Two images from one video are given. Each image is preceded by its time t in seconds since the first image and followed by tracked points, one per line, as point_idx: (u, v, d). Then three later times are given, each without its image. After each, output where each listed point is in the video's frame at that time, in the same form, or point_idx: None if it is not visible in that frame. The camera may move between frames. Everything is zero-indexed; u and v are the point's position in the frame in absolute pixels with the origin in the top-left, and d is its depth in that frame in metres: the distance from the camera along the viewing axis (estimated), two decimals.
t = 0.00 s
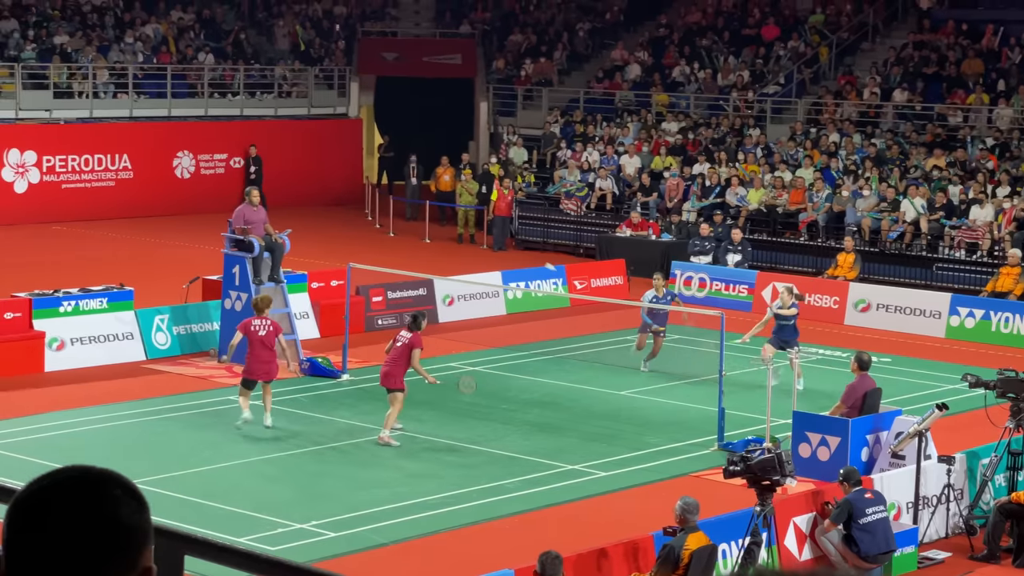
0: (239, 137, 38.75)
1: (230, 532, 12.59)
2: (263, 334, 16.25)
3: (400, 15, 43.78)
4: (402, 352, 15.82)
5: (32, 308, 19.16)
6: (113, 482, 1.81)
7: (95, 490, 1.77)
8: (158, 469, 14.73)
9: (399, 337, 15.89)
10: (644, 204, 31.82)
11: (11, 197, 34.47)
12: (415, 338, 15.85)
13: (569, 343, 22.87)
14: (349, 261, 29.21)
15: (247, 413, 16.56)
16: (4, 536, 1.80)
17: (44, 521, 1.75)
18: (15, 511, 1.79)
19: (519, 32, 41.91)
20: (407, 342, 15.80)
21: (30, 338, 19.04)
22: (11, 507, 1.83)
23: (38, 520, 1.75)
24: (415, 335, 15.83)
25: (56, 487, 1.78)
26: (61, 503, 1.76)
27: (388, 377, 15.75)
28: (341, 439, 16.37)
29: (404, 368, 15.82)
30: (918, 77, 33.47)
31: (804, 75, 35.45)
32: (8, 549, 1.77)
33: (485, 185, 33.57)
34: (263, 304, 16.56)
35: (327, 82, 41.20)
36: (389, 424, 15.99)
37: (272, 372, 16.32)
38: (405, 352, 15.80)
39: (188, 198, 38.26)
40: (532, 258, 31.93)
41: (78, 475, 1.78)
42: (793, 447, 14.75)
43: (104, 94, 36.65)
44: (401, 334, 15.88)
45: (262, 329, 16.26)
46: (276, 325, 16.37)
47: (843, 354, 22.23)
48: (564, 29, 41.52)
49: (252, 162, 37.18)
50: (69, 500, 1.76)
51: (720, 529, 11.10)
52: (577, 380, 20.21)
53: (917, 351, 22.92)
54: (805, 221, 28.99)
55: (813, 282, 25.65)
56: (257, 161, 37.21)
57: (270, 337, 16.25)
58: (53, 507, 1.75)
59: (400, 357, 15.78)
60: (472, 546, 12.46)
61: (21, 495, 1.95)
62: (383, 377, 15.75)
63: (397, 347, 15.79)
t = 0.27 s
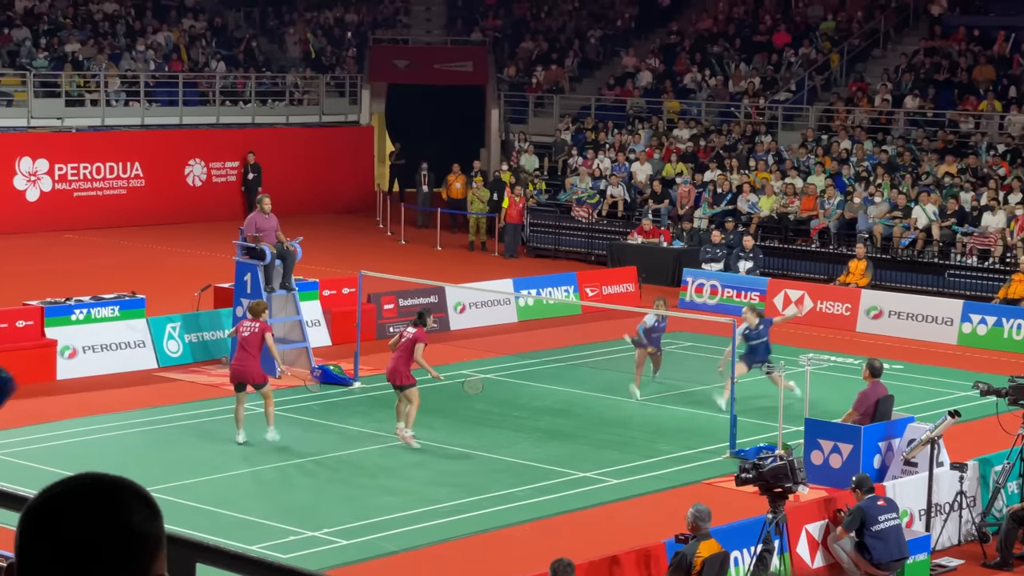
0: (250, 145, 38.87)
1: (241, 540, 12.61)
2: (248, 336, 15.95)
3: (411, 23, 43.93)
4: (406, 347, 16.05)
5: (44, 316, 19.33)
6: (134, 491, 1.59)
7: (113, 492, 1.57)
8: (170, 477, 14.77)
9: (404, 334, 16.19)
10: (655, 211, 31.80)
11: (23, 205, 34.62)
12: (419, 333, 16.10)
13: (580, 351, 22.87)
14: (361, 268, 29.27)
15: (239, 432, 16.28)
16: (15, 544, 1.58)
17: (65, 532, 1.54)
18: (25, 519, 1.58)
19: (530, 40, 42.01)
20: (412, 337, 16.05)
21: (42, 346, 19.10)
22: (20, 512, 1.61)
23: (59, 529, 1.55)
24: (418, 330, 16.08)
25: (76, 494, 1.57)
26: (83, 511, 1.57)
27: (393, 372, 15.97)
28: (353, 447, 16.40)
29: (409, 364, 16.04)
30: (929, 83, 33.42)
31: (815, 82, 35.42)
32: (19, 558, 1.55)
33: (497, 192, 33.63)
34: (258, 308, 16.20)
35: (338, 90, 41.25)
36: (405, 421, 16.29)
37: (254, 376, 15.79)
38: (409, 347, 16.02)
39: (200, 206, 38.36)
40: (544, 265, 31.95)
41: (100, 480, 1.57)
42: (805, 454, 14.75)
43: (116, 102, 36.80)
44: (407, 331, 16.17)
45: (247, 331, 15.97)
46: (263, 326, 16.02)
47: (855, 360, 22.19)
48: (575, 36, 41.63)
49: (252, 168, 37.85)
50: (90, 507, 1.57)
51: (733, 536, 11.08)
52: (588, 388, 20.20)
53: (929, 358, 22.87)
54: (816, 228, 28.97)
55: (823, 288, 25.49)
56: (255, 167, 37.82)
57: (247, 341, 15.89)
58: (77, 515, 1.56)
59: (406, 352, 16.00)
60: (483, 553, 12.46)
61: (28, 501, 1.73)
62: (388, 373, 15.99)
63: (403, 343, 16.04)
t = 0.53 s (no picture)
0: (267, 157, 39.05)
1: (258, 551, 12.64)
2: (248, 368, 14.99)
3: (427, 35, 44.13)
4: (419, 367, 15.91)
5: (62, 328, 19.42)
6: (147, 498, 1.92)
7: (128, 505, 1.89)
8: (187, 489, 14.82)
9: (414, 352, 16.03)
10: (671, 222, 31.77)
11: (41, 218, 34.85)
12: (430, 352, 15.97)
13: (597, 362, 22.87)
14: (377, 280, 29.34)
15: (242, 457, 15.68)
16: (41, 548, 1.89)
17: (88, 530, 1.86)
18: (46, 530, 1.89)
19: (546, 51, 42.11)
20: (421, 357, 15.92)
21: (59, 357, 19.20)
22: (45, 521, 1.93)
23: (82, 531, 1.86)
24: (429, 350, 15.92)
25: (96, 501, 1.89)
26: (105, 516, 1.88)
27: (408, 394, 15.87)
28: (369, 458, 16.43)
29: (423, 383, 15.95)
30: (946, 94, 33.36)
31: (831, 93, 35.40)
32: (43, 561, 1.85)
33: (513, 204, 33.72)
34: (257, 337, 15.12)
35: (354, 102, 41.45)
36: (430, 441, 16.24)
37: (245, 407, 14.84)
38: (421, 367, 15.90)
39: (218, 218, 38.49)
40: (560, 276, 31.96)
41: (112, 492, 1.89)
42: (822, 465, 14.71)
43: (133, 114, 37.02)
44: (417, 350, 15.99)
45: (246, 362, 15.02)
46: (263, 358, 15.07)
47: (872, 372, 22.13)
48: (591, 47, 41.76)
49: (257, 183, 37.89)
50: (110, 511, 1.88)
51: (750, 548, 11.05)
52: (604, 399, 20.20)
53: (946, 370, 22.78)
54: (833, 238, 28.91)
55: (839, 300, 25.48)
56: (261, 182, 37.86)
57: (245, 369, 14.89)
58: (99, 518, 1.87)
59: (418, 373, 15.90)
60: (500, 565, 12.47)
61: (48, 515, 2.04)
62: (404, 396, 15.89)
63: (413, 363, 15.91)
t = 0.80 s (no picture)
0: (284, 170, 39.23)
1: (275, 565, 12.68)
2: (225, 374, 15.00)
3: (444, 48, 44.35)
4: (423, 377, 15.99)
5: (79, 341, 19.50)
6: (166, 513, 1.81)
7: (148, 520, 1.79)
8: (204, 502, 14.87)
9: (417, 361, 16.07)
10: (688, 235, 31.75)
11: (59, 231, 35.10)
12: (433, 360, 16.02)
13: (614, 375, 22.87)
14: (395, 292, 29.41)
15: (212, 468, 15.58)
16: (54, 562, 1.78)
17: (107, 547, 1.75)
18: (63, 540, 1.77)
19: (563, 64, 42.21)
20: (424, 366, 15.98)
21: (77, 370, 19.30)
22: (59, 534, 1.82)
23: (100, 547, 1.76)
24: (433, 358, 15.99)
25: (115, 516, 1.78)
26: (125, 530, 1.77)
27: (414, 403, 15.90)
28: (385, 471, 16.46)
29: (427, 393, 16.00)
30: (963, 106, 33.35)
31: (848, 105, 35.39)
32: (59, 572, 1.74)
33: (530, 217, 33.82)
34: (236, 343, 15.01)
35: (371, 114, 41.55)
36: (435, 454, 16.08)
37: (217, 415, 14.88)
38: (426, 376, 15.97)
39: (235, 231, 38.65)
40: (577, 289, 31.99)
41: (133, 508, 1.78)
42: (839, 478, 14.65)
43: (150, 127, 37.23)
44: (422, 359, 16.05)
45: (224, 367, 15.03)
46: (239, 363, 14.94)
47: (889, 385, 22.06)
48: (607, 60, 41.90)
49: (264, 196, 37.97)
50: (131, 527, 1.78)
51: (766, 561, 11.02)
52: (621, 412, 20.19)
53: (964, 383, 22.71)
54: (850, 251, 28.90)
55: (858, 313, 25.49)
56: (267, 195, 37.96)
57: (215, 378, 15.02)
58: (118, 532, 1.77)
59: (422, 381, 15.97)
60: None
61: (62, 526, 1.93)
62: (410, 406, 15.91)
63: (417, 372, 15.97)
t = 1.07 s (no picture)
0: (306, 188, 39.47)
1: None
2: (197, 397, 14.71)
3: (466, 66, 44.76)
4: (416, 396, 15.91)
5: (102, 358, 19.73)
6: (187, 534, 2.02)
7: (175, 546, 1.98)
8: (226, 518, 14.92)
9: (411, 381, 16.00)
10: (708, 251, 31.71)
11: (82, 250, 35.35)
12: (424, 378, 15.97)
13: (635, 392, 22.84)
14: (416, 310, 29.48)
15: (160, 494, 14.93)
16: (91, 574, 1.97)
17: (134, 564, 1.96)
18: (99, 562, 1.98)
19: (583, 82, 42.35)
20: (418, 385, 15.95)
21: (99, 387, 19.40)
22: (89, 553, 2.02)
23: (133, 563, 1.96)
24: (424, 376, 15.94)
25: (142, 536, 1.99)
26: (154, 552, 1.97)
27: (408, 422, 15.80)
28: (406, 488, 16.50)
29: (420, 412, 15.91)
30: (984, 123, 33.45)
31: (869, 122, 35.41)
32: None
33: (550, 234, 33.98)
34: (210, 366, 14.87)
35: (392, 132, 41.82)
36: (434, 469, 16.03)
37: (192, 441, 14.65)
38: (419, 394, 15.90)
39: (258, 249, 38.87)
40: (598, 306, 32.02)
41: (154, 529, 1.99)
42: (861, 496, 14.56)
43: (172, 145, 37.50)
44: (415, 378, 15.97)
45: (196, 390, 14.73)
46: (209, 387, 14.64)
47: (912, 402, 21.96)
48: (628, 78, 42.11)
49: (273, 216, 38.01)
50: (159, 549, 1.98)
51: None
52: (641, 429, 20.17)
53: (987, 400, 22.59)
54: (871, 267, 28.91)
55: (880, 329, 25.40)
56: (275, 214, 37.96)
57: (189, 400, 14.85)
58: (148, 554, 1.97)
59: (417, 401, 15.92)
60: None
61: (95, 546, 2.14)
62: (404, 426, 15.81)
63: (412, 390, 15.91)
